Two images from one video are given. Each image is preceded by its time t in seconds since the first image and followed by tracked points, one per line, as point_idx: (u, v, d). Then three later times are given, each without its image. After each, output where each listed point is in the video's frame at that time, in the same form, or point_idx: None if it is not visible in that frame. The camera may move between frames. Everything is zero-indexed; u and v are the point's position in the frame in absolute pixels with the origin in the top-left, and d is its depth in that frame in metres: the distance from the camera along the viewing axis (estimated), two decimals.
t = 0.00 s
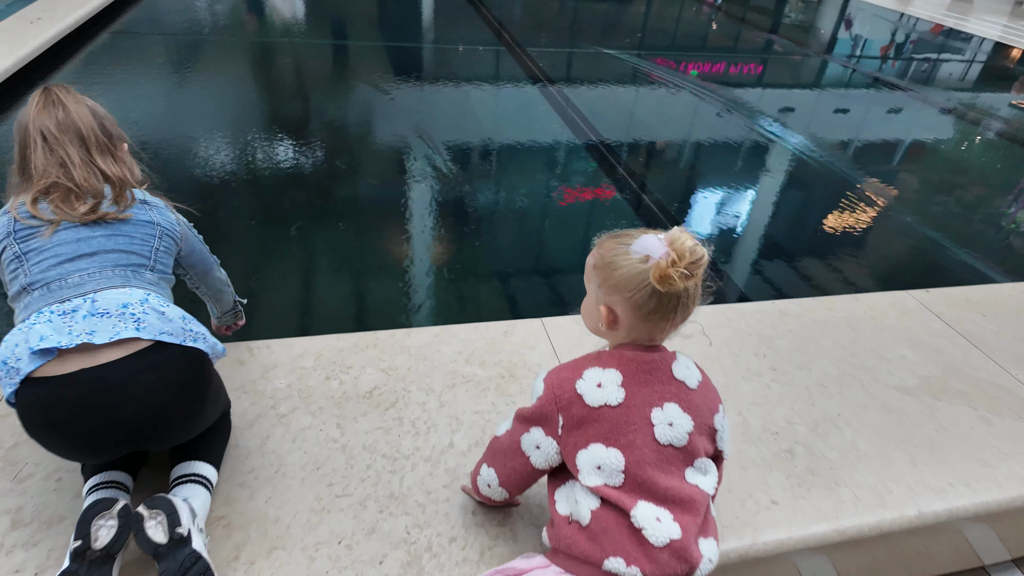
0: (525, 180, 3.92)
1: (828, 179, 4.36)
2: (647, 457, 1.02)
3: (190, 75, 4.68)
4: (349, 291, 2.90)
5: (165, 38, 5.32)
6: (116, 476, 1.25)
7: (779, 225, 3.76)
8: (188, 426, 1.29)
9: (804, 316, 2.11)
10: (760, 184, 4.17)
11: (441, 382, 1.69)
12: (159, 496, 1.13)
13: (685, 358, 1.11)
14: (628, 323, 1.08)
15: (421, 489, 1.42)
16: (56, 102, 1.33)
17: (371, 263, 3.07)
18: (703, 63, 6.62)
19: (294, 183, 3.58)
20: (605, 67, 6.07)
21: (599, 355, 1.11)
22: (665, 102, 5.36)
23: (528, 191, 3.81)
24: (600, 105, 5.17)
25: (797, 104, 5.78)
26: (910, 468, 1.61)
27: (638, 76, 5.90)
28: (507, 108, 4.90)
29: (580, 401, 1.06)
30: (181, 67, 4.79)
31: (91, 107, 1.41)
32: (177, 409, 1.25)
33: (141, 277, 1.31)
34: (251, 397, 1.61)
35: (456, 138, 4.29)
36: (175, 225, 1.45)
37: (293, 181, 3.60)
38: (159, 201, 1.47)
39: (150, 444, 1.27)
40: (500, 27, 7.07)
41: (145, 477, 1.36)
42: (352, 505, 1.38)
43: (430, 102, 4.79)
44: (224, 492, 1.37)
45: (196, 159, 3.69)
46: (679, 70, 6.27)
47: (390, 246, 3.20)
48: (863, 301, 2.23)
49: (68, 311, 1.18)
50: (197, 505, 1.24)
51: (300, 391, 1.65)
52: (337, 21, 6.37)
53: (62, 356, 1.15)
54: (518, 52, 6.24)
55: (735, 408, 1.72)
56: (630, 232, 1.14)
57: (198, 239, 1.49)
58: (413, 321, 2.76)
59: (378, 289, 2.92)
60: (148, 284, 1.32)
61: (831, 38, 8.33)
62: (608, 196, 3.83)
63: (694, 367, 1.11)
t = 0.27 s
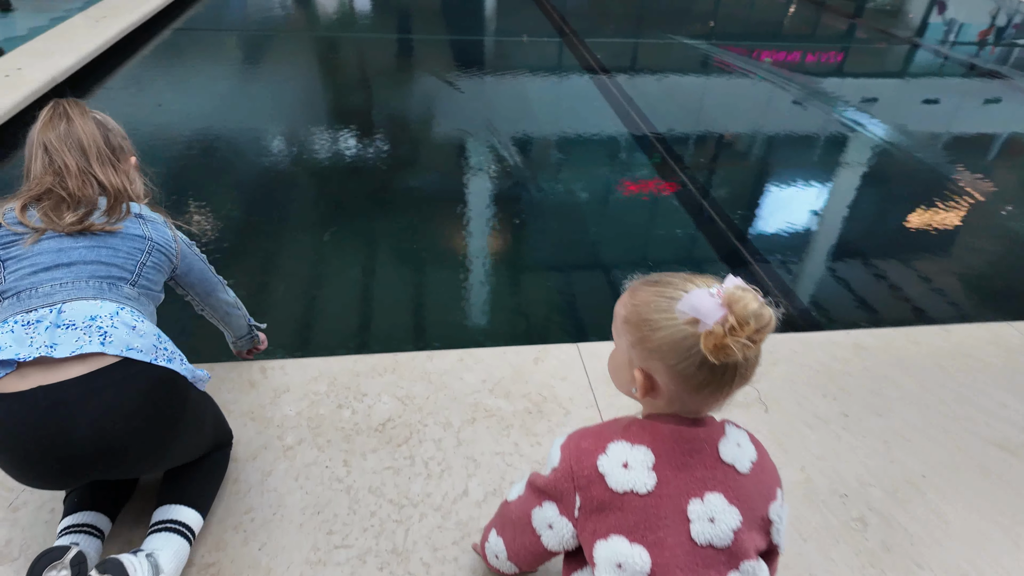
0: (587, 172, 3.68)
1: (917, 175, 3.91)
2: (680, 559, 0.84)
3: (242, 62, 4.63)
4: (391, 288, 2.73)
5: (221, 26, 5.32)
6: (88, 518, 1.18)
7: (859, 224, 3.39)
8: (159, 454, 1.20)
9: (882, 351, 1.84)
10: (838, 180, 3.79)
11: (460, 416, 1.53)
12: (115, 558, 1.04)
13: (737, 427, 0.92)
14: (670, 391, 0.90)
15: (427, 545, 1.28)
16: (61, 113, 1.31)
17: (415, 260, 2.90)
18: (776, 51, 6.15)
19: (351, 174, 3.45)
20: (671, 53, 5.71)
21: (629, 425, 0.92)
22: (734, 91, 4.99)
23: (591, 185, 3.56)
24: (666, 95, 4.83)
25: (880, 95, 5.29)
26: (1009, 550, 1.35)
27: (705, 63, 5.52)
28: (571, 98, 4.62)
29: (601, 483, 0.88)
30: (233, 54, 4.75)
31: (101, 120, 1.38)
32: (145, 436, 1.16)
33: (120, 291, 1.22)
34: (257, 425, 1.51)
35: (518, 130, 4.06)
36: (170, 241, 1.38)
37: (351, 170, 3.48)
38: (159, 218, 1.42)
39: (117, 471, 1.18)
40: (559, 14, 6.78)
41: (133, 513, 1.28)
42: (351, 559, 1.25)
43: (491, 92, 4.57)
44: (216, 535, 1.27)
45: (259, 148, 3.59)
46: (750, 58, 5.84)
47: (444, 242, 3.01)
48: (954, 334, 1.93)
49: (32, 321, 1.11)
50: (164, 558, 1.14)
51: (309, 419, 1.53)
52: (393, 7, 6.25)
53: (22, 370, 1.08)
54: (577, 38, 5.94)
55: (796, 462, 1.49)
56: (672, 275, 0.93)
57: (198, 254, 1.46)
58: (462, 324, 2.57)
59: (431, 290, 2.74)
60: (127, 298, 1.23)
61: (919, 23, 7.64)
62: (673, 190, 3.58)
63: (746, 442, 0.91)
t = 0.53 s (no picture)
0: (667, 168, 3.46)
1: None
2: None
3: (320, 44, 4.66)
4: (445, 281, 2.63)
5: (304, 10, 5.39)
6: (86, 527, 1.16)
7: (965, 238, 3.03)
8: (159, 463, 1.15)
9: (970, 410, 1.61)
10: (944, 187, 3.41)
11: (481, 445, 1.45)
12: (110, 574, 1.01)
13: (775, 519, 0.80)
14: (691, 484, 0.78)
15: None
16: (99, 114, 1.30)
17: (473, 254, 2.78)
18: (880, 45, 5.63)
19: (426, 160, 3.35)
20: (761, 44, 5.31)
21: (640, 504, 0.79)
22: (831, 87, 4.58)
23: (669, 183, 3.32)
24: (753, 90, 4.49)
25: (999, 96, 4.72)
26: None
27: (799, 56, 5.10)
28: (651, 88, 4.34)
29: (603, 569, 0.76)
30: (312, 36, 4.79)
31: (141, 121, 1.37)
32: (143, 445, 1.11)
33: (134, 292, 1.19)
34: (275, 435, 1.48)
35: (595, 120, 3.84)
36: (194, 243, 1.34)
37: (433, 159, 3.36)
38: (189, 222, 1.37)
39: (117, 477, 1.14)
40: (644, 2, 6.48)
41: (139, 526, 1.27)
42: None
43: (572, 80, 4.33)
44: (217, 553, 1.24)
45: (343, 134, 3.50)
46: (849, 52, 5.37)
47: (506, 236, 2.88)
48: None
49: (43, 319, 1.10)
50: None
51: (327, 434, 1.48)
52: None
53: (29, 368, 1.07)
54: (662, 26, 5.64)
55: (853, 533, 1.31)
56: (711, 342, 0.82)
57: (225, 258, 1.44)
58: (518, 325, 2.44)
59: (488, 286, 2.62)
60: (141, 300, 1.20)
61: None
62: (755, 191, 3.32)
63: (781, 541, 0.77)
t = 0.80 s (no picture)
0: (746, 167, 3.29)
1: None
2: None
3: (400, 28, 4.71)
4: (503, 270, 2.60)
5: None
6: (126, 491, 1.20)
7: None
8: (199, 432, 1.15)
9: None
10: None
11: (515, 446, 1.42)
12: (147, 538, 1.04)
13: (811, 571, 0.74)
14: (719, 522, 0.72)
15: None
16: (172, 93, 1.33)
17: (534, 245, 2.73)
18: (997, 43, 5.14)
19: (493, 147, 3.32)
20: (858, 39, 4.97)
21: (665, 528, 0.74)
22: (934, 88, 4.22)
23: (746, 183, 3.15)
24: (845, 88, 4.20)
25: None
26: None
27: (902, 53, 4.73)
28: (734, 83, 4.14)
29: None
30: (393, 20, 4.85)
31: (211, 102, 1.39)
32: (186, 415, 1.11)
33: (189, 264, 1.19)
34: (315, 416, 1.49)
35: (672, 114, 3.70)
36: (250, 223, 1.35)
37: (501, 147, 3.33)
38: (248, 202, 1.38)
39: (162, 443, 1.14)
40: None
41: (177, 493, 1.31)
42: None
43: (650, 72, 4.18)
44: (247, 529, 1.26)
45: (418, 118, 3.52)
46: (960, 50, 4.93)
47: (569, 228, 2.81)
48: None
49: (102, 283, 1.11)
50: (195, 546, 1.12)
51: (364, 420, 1.49)
52: None
53: (86, 329, 1.08)
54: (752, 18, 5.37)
55: None
56: (756, 369, 0.74)
57: (279, 243, 1.46)
58: (574, 321, 2.39)
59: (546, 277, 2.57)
60: (195, 273, 1.20)
61: None
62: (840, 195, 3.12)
63: None
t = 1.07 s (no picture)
0: (813, 163, 3.15)
1: None
2: None
3: (463, 14, 4.72)
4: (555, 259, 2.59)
5: None
6: (182, 454, 1.27)
7: None
8: (251, 403, 1.19)
9: None
10: None
11: (554, 436, 1.42)
12: (195, 498, 1.07)
13: None
14: (760, 492, 0.70)
15: (481, 571, 1.19)
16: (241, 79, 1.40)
17: (587, 235, 2.70)
18: None
19: (549, 135, 3.30)
20: (945, 29, 4.66)
21: (707, 505, 0.73)
22: None
23: (812, 180, 3.02)
24: (926, 82, 3.96)
25: None
26: None
27: (994, 45, 4.40)
28: (804, 74, 3.96)
29: (646, 549, 0.73)
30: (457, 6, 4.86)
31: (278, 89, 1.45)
32: (239, 386, 1.15)
33: (247, 241, 1.24)
34: (360, 394, 1.53)
35: (736, 106, 3.57)
36: (307, 205, 1.39)
37: (558, 135, 3.30)
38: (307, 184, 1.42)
39: (215, 411, 1.19)
40: None
41: (226, 464, 1.37)
42: (403, 561, 1.21)
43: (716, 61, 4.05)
44: (291, 499, 1.31)
45: (476, 104, 3.53)
46: None
47: (624, 219, 2.77)
48: None
49: (166, 256, 1.16)
50: (239, 507, 1.18)
51: (407, 401, 1.51)
52: None
53: (151, 298, 1.13)
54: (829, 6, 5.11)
55: None
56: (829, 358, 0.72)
57: (334, 225, 1.49)
58: (623, 314, 2.36)
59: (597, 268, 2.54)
60: (252, 250, 1.24)
61: None
62: (914, 195, 2.95)
63: None
